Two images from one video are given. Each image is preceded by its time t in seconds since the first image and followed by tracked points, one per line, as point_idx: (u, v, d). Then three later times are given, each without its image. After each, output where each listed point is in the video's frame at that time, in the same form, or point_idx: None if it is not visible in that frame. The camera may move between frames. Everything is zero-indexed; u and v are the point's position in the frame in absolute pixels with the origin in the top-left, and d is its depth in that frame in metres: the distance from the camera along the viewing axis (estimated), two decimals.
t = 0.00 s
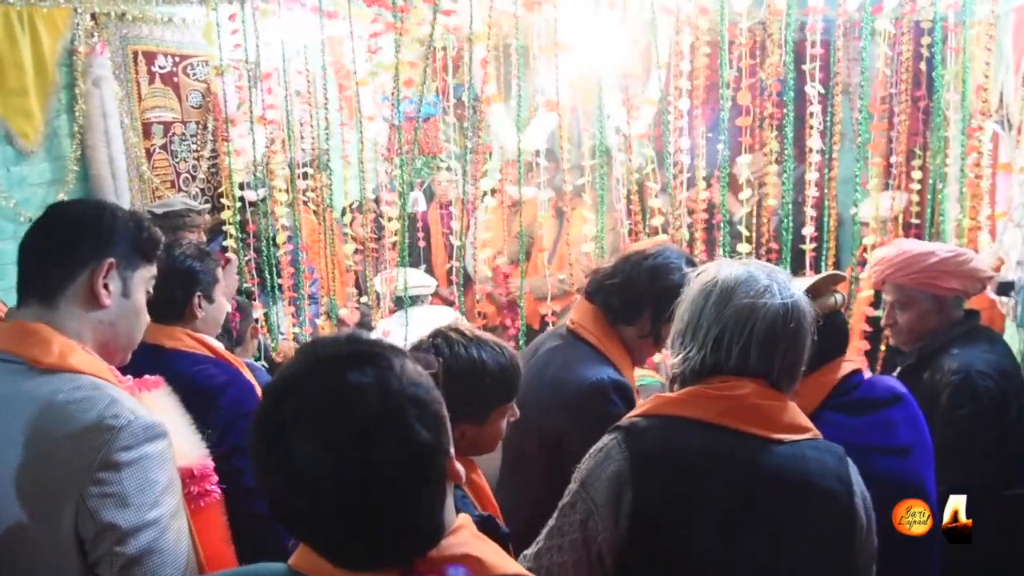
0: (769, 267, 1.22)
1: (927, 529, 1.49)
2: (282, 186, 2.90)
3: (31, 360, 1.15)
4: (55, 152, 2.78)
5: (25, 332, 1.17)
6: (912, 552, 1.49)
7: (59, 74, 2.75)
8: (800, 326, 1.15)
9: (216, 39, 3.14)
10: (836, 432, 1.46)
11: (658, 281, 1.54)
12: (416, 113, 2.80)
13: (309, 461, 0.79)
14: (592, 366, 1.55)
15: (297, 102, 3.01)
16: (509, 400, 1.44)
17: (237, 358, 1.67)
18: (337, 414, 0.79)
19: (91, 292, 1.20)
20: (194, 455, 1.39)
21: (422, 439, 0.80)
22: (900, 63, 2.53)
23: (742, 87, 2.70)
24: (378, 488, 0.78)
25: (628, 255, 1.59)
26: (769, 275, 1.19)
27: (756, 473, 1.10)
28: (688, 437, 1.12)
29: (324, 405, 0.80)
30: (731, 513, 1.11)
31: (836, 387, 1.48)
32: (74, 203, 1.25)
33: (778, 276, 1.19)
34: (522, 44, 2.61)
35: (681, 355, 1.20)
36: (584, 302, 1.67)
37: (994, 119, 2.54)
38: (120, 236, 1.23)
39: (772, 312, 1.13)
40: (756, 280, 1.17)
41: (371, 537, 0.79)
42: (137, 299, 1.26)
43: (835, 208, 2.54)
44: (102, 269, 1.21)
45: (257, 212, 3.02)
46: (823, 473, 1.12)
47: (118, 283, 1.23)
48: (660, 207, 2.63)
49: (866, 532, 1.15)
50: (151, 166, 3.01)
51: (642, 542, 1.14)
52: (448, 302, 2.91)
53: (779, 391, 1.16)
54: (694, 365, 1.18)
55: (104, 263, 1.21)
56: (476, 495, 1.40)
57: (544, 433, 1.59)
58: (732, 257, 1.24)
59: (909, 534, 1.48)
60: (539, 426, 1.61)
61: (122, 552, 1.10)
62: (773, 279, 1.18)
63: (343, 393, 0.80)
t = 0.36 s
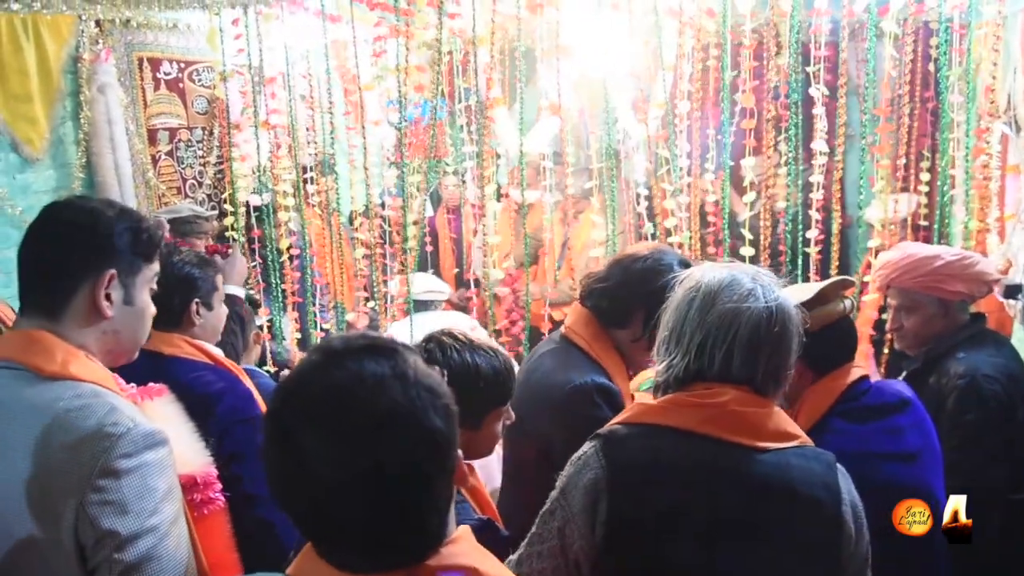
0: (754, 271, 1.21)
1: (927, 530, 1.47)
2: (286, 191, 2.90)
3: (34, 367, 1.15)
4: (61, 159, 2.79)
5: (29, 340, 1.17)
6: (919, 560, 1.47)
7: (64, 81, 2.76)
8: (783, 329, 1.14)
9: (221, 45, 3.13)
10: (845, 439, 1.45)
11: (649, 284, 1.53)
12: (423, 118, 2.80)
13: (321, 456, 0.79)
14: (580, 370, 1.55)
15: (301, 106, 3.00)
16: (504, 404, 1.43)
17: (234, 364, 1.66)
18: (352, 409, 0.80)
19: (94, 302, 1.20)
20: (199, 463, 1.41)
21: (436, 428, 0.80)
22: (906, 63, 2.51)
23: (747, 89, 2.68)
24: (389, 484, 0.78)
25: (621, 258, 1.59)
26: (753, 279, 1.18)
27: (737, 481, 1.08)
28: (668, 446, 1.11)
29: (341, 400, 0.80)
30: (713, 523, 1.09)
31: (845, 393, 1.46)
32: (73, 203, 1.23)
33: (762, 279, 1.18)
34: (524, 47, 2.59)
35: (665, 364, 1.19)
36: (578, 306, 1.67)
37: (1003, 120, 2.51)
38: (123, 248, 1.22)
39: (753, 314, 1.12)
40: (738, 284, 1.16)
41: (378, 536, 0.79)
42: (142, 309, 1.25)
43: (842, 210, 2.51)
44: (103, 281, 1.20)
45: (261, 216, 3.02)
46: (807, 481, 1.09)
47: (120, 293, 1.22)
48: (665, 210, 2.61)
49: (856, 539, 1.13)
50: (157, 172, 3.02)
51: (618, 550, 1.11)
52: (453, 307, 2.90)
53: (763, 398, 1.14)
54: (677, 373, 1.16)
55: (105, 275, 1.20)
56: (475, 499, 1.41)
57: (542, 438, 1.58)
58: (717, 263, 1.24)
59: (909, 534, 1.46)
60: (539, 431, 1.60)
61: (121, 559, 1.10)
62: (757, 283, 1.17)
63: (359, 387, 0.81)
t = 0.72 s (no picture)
0: (730, 267, 1.18)
1: (927, 530, 1.43)
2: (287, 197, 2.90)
3: (36, 372, 1.16)
4: (62, 166, 2.79)
5: (29, 345, 1.18)
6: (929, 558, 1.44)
7: (65, 89, 2.77)
8: (758, 328, 1.10)
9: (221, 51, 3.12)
10: (858, 440, 1.43)
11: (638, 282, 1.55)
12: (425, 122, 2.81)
13: (255, 441, 0.81)
14: (574, 371, 1.57)
15: (302, 111, 3.00)
16: (508, 407, 1.44)
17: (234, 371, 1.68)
18: (284, 398, 0.82)
19: (92, 311, 1.20)
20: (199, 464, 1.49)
21: (366, 416, 0.83)
22: (905, 62, 2.50)
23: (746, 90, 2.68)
24: (314, 473, 0.80)
25: (611, 259, 1.60)
26: (727, 277, 1.14)
27: (709, 488, 1.04)
28: (633, 451, 1.06)
29: (273, 388, 0.83)
30: (684, 531, 1.04)
31: (852, 393, 1.46)
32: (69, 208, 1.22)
33: (736, 276, 1.15)
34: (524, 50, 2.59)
35: (639, 366, 1.16)
36: (577, 308, 1.69)
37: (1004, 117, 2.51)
38: (122, 257, 1.22)
39: (724, 313, 1.09)
40: (710, 282, 1.13)
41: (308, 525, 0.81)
42: (142, 315, 1.26)
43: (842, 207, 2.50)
44: (101, 290, 1.20)
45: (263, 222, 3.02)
46: (781, 488, 1.04)
47: (119, 300, 1.22)
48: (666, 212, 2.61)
49: (834, 542, 1.08)
50: (159, 178, 3.01)
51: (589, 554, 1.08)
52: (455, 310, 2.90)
53: (738, 400, 1.10)
54: (651, 376, 1.14)
55: (103, 284, 1.20)
56: (478, 501, 1.39)
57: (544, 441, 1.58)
58: (693, 260, 1.20)
59: (909, 535, 1.42)
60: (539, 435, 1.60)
61: (126, 558, 1.10)
62: (730, 282, 1.13)
63: (294, 377, 0.83)
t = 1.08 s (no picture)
0: (702, 267, 1.18)
1: (928, 530, 1.44)
2: (286, 199, 2.91)
3: (29, 377, 1.17)
4: (61, 171, 2.80)
5: (22, 350, 1.20)
6: (930, 556, 1.44)
7: (65, 93, 2.78)
8: (730, 327, 1.10)
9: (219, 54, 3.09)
10: (858, 440, 1.43)
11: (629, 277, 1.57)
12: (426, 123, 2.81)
13: (173, 436, 0.81)
14: (569, 366, 1.58)
15: (300, 114, 3.00)
16: (508, 409, 1.46)
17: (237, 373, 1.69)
18: (199, 392, 0.82)
19: (80, 313, 1.21)
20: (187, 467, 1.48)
21: (288, 404, 0.82)
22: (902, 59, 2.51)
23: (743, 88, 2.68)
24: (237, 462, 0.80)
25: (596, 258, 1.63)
26: (699, 277, 1.15)
27: (682, 493, 1.04)
28: (607, 460, 1.07)
29: (186, 384, 0.83)
30: (666, 538, 1.05)
31: (852, 392, 1.46)
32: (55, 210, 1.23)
33: (708, 276, 1.15)
34: (520, 51, 2.59)
35: (613, 371, 1.17)
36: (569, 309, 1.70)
37: (1001, 114, 2.52)
38: (107, 258, 1.23)
39: (696, 314, 1.09)
40: (682, 283, 1.13)
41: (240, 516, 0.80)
42: (131, 315, 1.27)
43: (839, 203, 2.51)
44: (87, 292, 1.21)
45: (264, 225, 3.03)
46: (756, 492, 1.05)
47: (107, 302, 1.24)
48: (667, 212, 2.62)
49: (812, 543, 1.09)
50: (159, 181, 3.03)
51: (566, 563, 1.09)
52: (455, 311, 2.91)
53: (714, 403, 1.10)
54: (624, 381, 1.14)
55: (88, 286, 1.21)
56: (477, 503, 1.40)
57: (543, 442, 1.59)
58: (665, 262, 1.21)
59: (910, 535, 1.43)
60: (538, 436, 1.60)
61: (119, 559, 1.11)
62: (703, 282, 1.14)
63: (212, 370, 0.83)
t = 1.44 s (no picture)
0: (686, 267, 1.18)
1: (927, 530, 1.43)
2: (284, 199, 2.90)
3: (12, 380, 1.17)
4: (56, 171, 2.78)
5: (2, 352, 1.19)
6: (929, 556, 1.44)
7: (59, 93, 2.77)
8: (714, 327, 1.10)
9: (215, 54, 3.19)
10: (855, 441, 1.42)
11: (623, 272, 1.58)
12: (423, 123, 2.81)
13: (148, 411, 0.85)
14: (562, 360, 1.59)
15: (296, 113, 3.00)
16: (504, 408, 1.45)
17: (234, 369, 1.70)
18: (175, 369, 0.86)
19: (61, 316, 1.21)
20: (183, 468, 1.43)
21: (256, 387, 0.86)
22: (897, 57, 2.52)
23: (737, 87, 2.68)
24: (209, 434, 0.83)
25: (586, 251, 1.64)
26: (683, 277, 1.15)
27: (667, 495, 1.05)
28: (595, 463, 1.07)
29: (164, 362, 0.87)
30: (656, 540, 1.05)
31: (850, 392, 1.45)
32: (32, 211, 1.21)
33: (692, 276, 1.15)
34: (515, 51, 2.58)
35: (598, 372, 1.17)
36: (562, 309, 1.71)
37: (996, 112, 2.51)
38: (85, 260, 1.22)
39: (679, 314, 1.10)
40: (665, 283, 1.14)
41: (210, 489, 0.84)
42: (112, 316, 1.27)
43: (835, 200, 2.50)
44: (66, 296, 1.21)
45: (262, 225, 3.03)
46: (741, 493, 1.05)
47: (87, 303, 1.23)
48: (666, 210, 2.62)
49: (799, 542, 1.09)
50: (155, 182, 3.07)
51: (552, 568, 1.09)
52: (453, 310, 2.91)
53: (699, 403, 1.11)
54: (609, 382, 1.14)
55: (67, 289, 1.21)
56: (474, 502, 1.42)
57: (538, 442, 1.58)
58: (649, 262, 1.21)
59: (909, 535, 1.42)
60: (534, 436, 1.60)
61: (106, 561, 1.09)
62: (687, 282, 1.14)
63: (186, 352, 0.87)
